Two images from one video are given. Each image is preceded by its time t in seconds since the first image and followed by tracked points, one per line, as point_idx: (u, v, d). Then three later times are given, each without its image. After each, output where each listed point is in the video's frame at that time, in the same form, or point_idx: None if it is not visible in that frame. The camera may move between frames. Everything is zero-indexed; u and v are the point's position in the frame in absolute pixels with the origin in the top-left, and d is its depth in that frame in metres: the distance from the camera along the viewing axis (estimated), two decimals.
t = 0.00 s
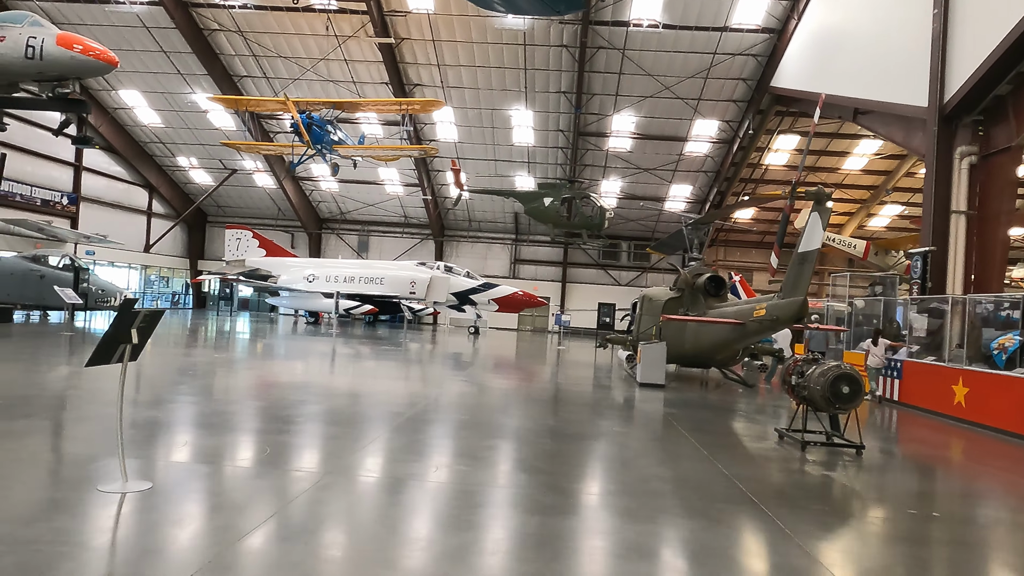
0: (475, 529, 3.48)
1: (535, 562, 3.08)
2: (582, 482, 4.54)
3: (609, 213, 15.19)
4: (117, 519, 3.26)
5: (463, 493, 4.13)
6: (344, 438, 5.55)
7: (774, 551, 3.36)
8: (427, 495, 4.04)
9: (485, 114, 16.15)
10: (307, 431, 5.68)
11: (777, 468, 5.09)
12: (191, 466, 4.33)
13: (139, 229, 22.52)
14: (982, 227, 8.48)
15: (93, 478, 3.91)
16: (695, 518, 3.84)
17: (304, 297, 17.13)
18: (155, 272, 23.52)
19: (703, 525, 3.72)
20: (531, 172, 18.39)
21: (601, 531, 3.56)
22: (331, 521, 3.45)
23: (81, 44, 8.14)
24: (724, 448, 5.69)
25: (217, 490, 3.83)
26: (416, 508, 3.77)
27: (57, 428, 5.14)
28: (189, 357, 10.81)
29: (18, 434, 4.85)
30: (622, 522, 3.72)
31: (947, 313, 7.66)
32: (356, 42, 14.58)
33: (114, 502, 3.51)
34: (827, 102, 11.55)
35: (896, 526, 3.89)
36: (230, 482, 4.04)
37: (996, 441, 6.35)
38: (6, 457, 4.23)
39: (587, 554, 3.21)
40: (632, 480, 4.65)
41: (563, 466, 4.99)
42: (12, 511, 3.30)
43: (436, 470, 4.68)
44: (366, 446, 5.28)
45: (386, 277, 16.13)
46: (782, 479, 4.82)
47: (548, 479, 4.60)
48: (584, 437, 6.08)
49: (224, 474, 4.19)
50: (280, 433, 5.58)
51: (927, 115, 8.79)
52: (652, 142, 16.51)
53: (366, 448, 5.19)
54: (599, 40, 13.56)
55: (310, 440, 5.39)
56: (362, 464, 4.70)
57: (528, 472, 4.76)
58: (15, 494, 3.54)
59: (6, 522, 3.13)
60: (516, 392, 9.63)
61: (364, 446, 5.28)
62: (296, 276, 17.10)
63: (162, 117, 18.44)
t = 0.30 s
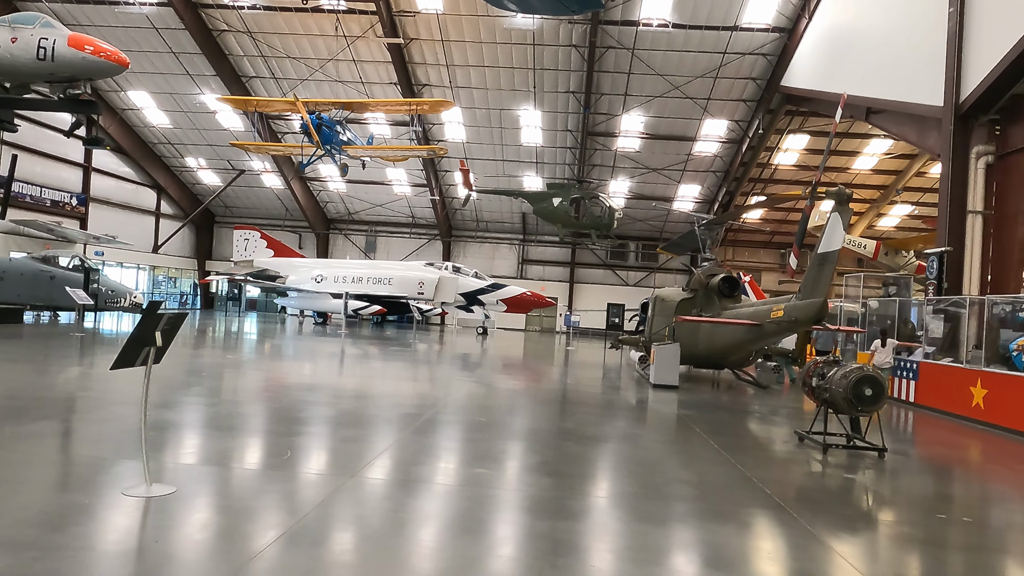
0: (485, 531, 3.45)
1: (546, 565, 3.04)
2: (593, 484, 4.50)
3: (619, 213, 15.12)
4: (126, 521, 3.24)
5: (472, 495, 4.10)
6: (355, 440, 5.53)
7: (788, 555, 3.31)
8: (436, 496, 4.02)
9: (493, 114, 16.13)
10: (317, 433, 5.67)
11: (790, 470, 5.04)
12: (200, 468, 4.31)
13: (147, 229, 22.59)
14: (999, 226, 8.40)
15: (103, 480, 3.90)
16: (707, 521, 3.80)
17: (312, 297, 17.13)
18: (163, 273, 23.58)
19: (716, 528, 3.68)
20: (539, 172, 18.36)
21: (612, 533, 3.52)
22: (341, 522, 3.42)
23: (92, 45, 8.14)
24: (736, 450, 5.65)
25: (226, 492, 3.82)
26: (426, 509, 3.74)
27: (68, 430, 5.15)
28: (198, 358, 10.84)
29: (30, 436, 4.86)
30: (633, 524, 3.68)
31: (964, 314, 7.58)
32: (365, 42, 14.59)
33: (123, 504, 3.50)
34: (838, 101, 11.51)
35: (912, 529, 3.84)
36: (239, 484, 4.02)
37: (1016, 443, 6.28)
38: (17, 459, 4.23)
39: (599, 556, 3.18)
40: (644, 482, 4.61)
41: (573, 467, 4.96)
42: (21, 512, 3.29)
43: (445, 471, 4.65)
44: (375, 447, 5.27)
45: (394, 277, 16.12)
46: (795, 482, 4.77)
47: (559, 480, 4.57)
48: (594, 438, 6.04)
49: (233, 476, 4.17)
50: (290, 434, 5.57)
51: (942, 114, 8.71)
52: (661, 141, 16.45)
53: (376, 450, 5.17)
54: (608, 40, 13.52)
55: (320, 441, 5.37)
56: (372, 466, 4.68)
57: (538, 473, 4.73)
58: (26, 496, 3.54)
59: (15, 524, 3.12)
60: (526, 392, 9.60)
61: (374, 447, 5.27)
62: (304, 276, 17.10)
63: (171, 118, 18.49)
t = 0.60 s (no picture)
0: (497, 533, 3.40)
1: (560, 569, 2.99)
2: (607, 486, 4.44)
3: (631, 214, 15.04)
4: (137, 523, 3.23)
5: (484, 497, 4.05)
6: (367, 441, 5.49)
7: (807, 559, 3.24)
8: (449, 498, 3.98)
9: (505, 115, 16.12)
10: (329, 434, 5.65)
11: (807, 473, 4.96)
12: (211, 470, 4.30)
13: (159, 231, 22.75)
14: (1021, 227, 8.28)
15: (115, 481, 3.89)
16: (723, 524, 3.73)
17: (323, 299, 17.17)
18: (175, 275, 23.69)
19: (733, 531, 3.62)
20: (550, 173, 18.32)
21: (627, 536, 3.46)
22: (352, 524, 3.39)
23: (105, 46, 8.24)
24: (752, 453, 5.57)
25: (237, 494, 3.79)
26: (437, 512, 3.69)
27: (83, 431, 5.17)
28: (211, 359, 10.88)
29: (44, 437, 4.88)
30: (648, 527, 3.62)
31: (985, 315, 7.47)
32: (377, 44, 14.63)
33: (134, 506, 3.48)
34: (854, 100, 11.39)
35: (933, 533, 3.76)
36: (250, 485, 4.00)
37: None
38: (31, 460, 4.24)
39: (614, 559, 3.12)
40: (659, 484, 4.55)
41: (587, 469, 4.90)
42: (33, 513, 3.28)
43: (457, 473, 4.61)
44: (387, 448, 5.24)
45: (405, 279, 16.12)
46: (813, 485, 4.69)
47: (572, 482, 4.51)
48: (608, 440, 5.99)
49: (244, 477, 4.15)
50: (302, 435, 5.55)
51: (962, 113, 8.58)
52: (673, 142, 16.38)
53: (387, 451, 5.14)
54: (621, 40, 13.47)
55: (331, 442, 5.35)
56: (383, 467, 4.64)
57: (551, 475, 4.67)
58: (38, 496, 3.54)
59: (27, 525, 3.12)
60: (537, 394, 9.56)
61: (385, 448, 5.24)
62: (315, 278, 17.16)
63: (183, 120, 18.62)
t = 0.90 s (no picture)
0: (510, 541, 3.34)
1: None
2: (624, 494, 4.35)
3: (644, 216, 14.96)
4: (148, 529, 3.19)
5: (497, 504, 3.98)
6: (380, 445, 5.43)
7: (829, 570, 3.16)
8: (462, 505, 3.91)
9: (517, 117, 16.09)
10: (342, 438, 5.62)
11: (829, 481, 4.84)
12: (221, 475, 4.25)
13: (172, 232, 22.91)
14: None
15: (125, 486, 3.85)
16: (746, 534, 3.64)
17: (335, 300, 17.20)
18: (187, 276, 23.81)
19: (754, 540, 3.53)
20: (562, 175, 18.25)
21: (645, 546, 3.37)
22: (362, 532, 3.33)
23: (121, 48, 8.26)
24: (772, 461, 5.45)
25: (247, 500, 3.75)
26: (448, 519, 3.62)
27: (96, 434, 5.15)
28: (225, 361, 10.91)
29: (57, 440, 4.86)
30: (666, 536, 3.53)
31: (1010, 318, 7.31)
32: (390, 45, 14.65)
33: (143, 512, 3.44)
34: (872, 100, 11.20)
35: (956, 543, 3.67)
36: (261, 491, 3.95)
37: None
38: (42, 464, 4.21)
39: (631, 571, 3.03)
40: (677, 491, 4.45)
41: (603, 476, 4.81)
42: (43, 518, 3.24)
43: (470, 479, 4.53)
44: (399, 453, 5.18)
45: (417, 280, 16.12)
46: (835, 493, 4.56)
47: (588, 489, 4.43)
48: (623, 445, 5.89)
49: (255, 483, 4.10)
50: (314, 439, 5.50)
51: (985, 114, 8.41)
52: (686, 144, 16.27)
53: (399, 456, 5.08)
54: (634, 41, 13.40)
55: (343, 446, 5.30)
56: (394, 473, 4.57)
57: (566, 481, 4.59)
58: (48, 501, 3.51)
59: (36, 530, 3.08)
60: (549, 397, 9.48)
61: (397, 453, 5.18)
62: (327, 280, 17.21)
63: (196, 121, 18.73)
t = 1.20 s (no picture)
0: (519, 551, 3.25)
1: None
2: (636, 502, 4.25)
3: (653, 217, 14.85)
4: (149, 539, 3.11)
5: (507, 512, 3.89)
6: (387, 450, 5.35)
7: None
8: (470, 513, 3.82)
9: (525, 118, 16.03)
10: (349, 442, 5.56)
11: (846, 490, 4.73)
12: (225, 481, 4.17)
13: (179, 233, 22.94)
14: None
15: (128, 494, 3.78)
16: (764, 545, 3.54)
17: (342, 302, 17.17)
18: (193, 277, 23.83)
19: (772, 553, 3.42)
20: (570, 176, 18.17)
21: (660, 558, 3.27)
22: (369, 541, 3.24)
23: (128, 48, 8.17)
24: (787, 468, 5.34)
25: (251, 507, 3.67)
26: (457, 528, 3.53)
27: (101, 439, 5.09)
28: (232, 363, 10.87)
29: (61, 446, 4.80)
30: (682, 548, 3.43)
31: None
32: (397, 46, 14.62)
33: (145, 520, 3.36)
34: (886, 100, 10.94)
35: (979, 556, 3.56)
36: (266, 497, 3.86)
37: None
38: (45, 471, 4.14)
39: None
40: (690, 500, 4.34)
41: (615, 483, 4.71)
42: (44, 527, 3.17)
43: (478, 485, 4.44)
44: (405, 458, 5.09)
45: (423, 282, 16.07)
46: (853, 502, 4.45)
47: (599, 497, 4.33)
48: (634, 451, 5.79)
49: (259, 489, 4.02)
50: (321, 444, 5.42)
51: (1001, 115, 8.25)
52: (694, 145, 16.16)
53: (406, 461, 4.99)
54: (643, 42, 13.33)
55: (350, 451, 5.22)
56: (401, 479, 4.48)
57: (577, 489, 4.49)
58: (50, 510, 3.43)
59: (36, 539, 3.01)
60: (557, 400, 9.39)
61: (404, 458, 5.10)
62: (334, 281, 17.19)
63: (203, 122, 18.73)
